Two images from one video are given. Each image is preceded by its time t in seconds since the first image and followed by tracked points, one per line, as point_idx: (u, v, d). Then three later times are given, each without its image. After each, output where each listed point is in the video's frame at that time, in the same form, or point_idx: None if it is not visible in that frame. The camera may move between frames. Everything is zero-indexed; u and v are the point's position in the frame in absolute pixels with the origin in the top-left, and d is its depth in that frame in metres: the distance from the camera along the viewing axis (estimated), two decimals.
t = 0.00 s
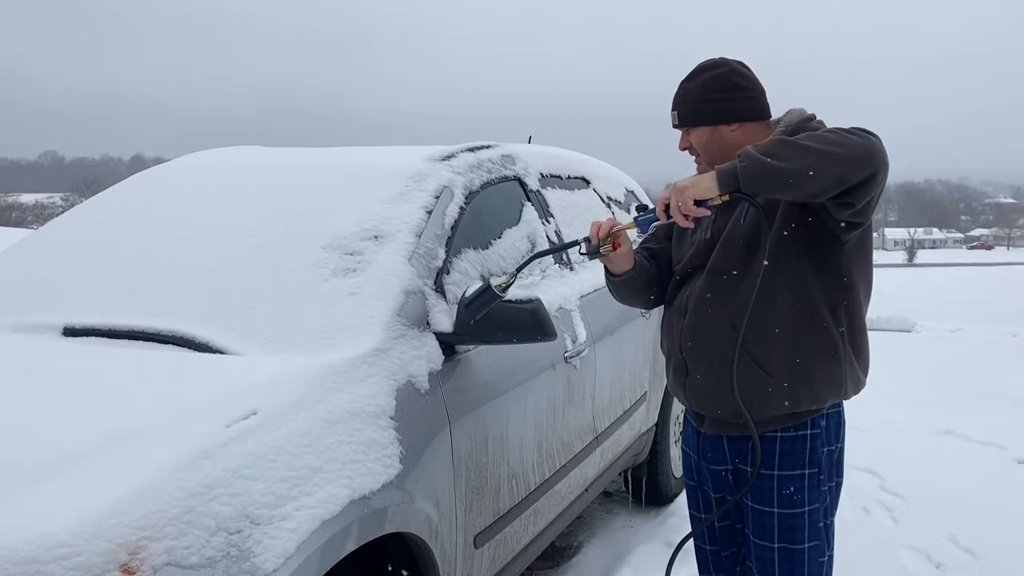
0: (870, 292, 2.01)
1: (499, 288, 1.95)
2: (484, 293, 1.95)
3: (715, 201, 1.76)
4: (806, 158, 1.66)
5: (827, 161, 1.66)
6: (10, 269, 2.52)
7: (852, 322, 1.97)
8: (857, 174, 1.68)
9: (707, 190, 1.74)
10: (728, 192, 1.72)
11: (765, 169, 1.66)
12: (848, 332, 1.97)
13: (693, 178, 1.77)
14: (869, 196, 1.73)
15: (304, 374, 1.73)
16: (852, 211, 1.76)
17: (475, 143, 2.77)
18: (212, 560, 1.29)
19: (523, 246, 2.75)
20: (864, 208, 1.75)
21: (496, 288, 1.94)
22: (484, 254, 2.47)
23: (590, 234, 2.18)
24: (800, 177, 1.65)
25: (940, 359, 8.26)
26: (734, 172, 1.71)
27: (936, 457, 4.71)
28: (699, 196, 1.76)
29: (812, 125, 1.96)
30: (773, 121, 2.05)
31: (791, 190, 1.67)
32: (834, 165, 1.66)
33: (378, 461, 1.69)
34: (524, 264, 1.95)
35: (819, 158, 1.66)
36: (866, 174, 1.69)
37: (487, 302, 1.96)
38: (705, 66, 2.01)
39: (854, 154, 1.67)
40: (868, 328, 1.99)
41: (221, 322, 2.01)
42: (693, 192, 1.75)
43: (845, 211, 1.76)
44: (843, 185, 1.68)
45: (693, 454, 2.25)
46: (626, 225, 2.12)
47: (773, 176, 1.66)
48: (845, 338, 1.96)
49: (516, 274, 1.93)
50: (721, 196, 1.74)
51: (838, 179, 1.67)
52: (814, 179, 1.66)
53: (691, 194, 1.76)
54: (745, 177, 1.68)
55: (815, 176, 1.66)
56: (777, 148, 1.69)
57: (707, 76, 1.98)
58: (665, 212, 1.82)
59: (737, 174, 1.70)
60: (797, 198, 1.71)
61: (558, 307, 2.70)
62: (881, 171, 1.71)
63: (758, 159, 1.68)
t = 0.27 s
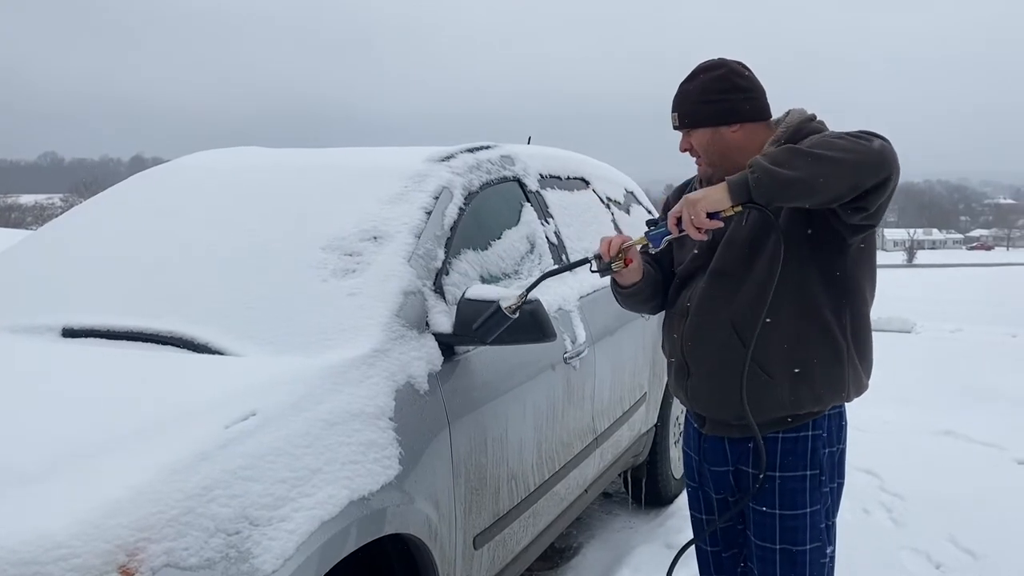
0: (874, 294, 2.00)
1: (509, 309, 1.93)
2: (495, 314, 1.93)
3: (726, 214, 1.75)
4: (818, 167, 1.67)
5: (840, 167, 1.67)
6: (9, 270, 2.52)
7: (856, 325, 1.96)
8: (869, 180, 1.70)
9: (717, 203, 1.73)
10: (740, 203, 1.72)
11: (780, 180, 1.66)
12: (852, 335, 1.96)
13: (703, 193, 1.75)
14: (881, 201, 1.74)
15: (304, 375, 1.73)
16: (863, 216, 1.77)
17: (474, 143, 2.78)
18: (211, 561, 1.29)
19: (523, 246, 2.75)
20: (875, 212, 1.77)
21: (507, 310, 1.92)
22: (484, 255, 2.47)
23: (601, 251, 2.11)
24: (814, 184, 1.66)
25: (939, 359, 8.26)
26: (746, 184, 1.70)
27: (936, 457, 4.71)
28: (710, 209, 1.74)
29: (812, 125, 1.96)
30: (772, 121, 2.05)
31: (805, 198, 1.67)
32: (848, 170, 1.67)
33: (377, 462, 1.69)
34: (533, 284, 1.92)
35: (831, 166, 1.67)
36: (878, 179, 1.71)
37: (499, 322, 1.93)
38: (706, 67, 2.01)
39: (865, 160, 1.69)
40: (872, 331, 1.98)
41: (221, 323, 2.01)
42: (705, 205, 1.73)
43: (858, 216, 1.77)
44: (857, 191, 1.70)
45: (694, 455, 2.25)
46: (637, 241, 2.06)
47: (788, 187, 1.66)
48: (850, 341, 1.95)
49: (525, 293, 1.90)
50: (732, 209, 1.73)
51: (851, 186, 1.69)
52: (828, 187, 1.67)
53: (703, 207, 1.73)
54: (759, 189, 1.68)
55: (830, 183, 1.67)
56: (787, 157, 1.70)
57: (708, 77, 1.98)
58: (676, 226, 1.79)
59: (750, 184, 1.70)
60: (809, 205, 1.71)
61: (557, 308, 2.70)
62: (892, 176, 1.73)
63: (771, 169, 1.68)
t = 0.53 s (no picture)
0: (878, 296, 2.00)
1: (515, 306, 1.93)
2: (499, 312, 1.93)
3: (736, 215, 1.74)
4: (830, 169, 1.66)
5: (853, 170, 1.67)
6: (10, 271, 2.52)
7: (859, 327, 1.96)
8: (881, 183, 1.69)
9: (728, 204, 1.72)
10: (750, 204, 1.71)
11: (792, 181, 1.66)
12: (856, 337, 1.96)
13: (715, 193, 1.74)
14: (892, 203, 1.74)
15: (305, 376, 1.73)
16: (873, 218, 1.78)
17: (475, 144, 2.78)
18: (212, 562, 1.29)
19: (523, 247, 2.75)
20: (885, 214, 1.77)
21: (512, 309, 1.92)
22: (484, 256, 2.47)
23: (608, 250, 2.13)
24: (826, 187, 1.66)
25: (939, 360, 8.26)
26: (757, 184, 1.70)
27: (936, 458, 4.71)
28: (721, 210, 1.73)
29: (816, 126, 1.96)
30: (776, 122, 2.04)
31: (817, 200, 1.67)
32: (860, 173, 1.67)
33: (377, 463, 1.69)
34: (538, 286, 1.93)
35: (843, 168, 1.67)
36: (891, 182, 1.71)
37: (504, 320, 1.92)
38: (709, 67, 2.01)
39: (879, 163, 1.69)
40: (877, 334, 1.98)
41: (221, 323, 2.01)
42: (716, 206, 1.72)
43: (869, 218, 1.78)
44: (869, 193, 1.70)
45: (695, 455, 2.25)
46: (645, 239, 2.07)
47: (799, 189, 1.66)
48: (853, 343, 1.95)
49: (530, 293, 1.91)
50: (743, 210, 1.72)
51: (863, 189, 1.68)
52: (840, 189, 1.67)
53: (713, 208, 1.72)
54: (770, 190, 1.68)
55: (842, 186, 1.67)
56: (798, 159, 1.69)
57: (711, 77, 1.98)
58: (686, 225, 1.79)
59: (761, 185, 1.69)
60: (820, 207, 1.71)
61: (558, 309, 2.70)
62: (904, 179, 1.73)
63: (783, 170, 1.67)
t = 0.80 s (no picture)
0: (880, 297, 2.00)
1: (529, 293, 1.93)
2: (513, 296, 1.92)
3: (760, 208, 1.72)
4: (859, 165, 1.68)
5: (882, 167, 1.68)
6: (11, 272, 2.52)
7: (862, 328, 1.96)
8: (909, 181, 1.71)
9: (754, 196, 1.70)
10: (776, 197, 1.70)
11: (821, 176, 1.67)
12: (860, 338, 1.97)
13: (740, 184, 1.71)
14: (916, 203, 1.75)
15: (306, 377, 1.73)
16: (895, 216, 1.79)
17: (475, 145, 2.78)
18: (212, 561, 1.29)
19: (523, 248, 2.76)
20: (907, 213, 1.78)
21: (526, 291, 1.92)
22: (484, 256, 2.48)
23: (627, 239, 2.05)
24: (855, 181, 1.67)
25: (939, 360, 8.27)
26: (786, 176, 1.70)
27: (937, 458, 4.72)
28: (746, 202, 1.70)
29: (820, 127, 1.97)
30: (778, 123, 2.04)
31: (845, 194, 1.69)
32: (889, 170, 1.68)
33: (377, 463, 1.69)
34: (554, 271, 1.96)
35: (873, 164, 1.68)
36: (917, 180, 1.71)
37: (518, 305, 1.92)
38: (711, 68, 2.02)
39: (908, 160, 1.70)
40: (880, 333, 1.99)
41: (222, 323, 2.01)
42: (741, 197, 1.70)
43: (890, 216, 1.79)
44: (896, 191, 1.72)
45: (696, 455, 2.26)
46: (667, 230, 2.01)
47: (828, 183, 1.67)
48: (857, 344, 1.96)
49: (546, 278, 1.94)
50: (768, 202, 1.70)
51: (891, 186, 1.70)
52: (868, 185, 1.68)
53: (738, 199, 1.70)
54: (799, 183, 1.68)
55: (870, 182, 1.68)
56: (829, 153, 1.70)
57: (714, 78, 1.99)
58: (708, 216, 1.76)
59: (789, 177, 1.70)
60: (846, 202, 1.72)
61: (558, 309, 2.70)
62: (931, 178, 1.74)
63: (813, 163, 1.68)
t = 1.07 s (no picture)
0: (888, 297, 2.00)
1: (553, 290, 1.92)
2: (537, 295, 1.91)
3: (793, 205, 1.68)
4: (896, 162, 1.66)
5: (919, 165, 1.67)
6: (13, 271, 2.53)
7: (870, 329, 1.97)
8: (945, 180, 1.69)
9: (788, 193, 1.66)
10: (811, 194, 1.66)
11: (857, 172, 1.65)
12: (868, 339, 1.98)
13: (772, 181, 1.68)
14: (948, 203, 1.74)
15: (306, 376, 1.73)
16: (924, 217, 1.77)
17: (476, 145, 2.79)
18: (214, 560, 1.29)
19: (524, 248, 2.76)
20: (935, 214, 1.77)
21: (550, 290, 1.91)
22: (485, 256, 2.48)
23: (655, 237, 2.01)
24: (891, 179, 1.65)
25: (939, 361, 8.28)
26: (822, 171, 1.67)
27: (937, 458, 4.72)
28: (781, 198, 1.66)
29: (827, 126, 1.98)
30: (784, 122, 2.05)
31: (880, 192, 1.67)
32: (926, 168, 1.67)
33: (379, 462, 1.70)
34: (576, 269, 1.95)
35: (910, 162, 1.67)
36: (952, 179, 1.69)
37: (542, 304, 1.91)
38: (717, 68, 2.03)
39: (944, 159, 1.68)
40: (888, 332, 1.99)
41: (224, 323, 2.02)
42: (775, 194, 1.66)
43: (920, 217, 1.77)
44: (933, 189, 1.70)
45: (700, 455, 2.26)
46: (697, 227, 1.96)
47: (864, 179, 1.66)
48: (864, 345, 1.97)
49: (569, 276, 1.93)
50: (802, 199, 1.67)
51: (927, 185, 1.68)
52: (904, 183, 1.67)
53: (772, 196, 1.66)
54: (836, 179, 1.66)
55: (906, 180, 1.66)
56: (866, 150, 1.68)
57: (720, 78, 2.00)
58: (740, 214, 1.71)
59: (826, 173, 1.67)
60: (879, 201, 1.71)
61: (558, 309, 2.70)
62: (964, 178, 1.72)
63: (850, 160, 1.66)
